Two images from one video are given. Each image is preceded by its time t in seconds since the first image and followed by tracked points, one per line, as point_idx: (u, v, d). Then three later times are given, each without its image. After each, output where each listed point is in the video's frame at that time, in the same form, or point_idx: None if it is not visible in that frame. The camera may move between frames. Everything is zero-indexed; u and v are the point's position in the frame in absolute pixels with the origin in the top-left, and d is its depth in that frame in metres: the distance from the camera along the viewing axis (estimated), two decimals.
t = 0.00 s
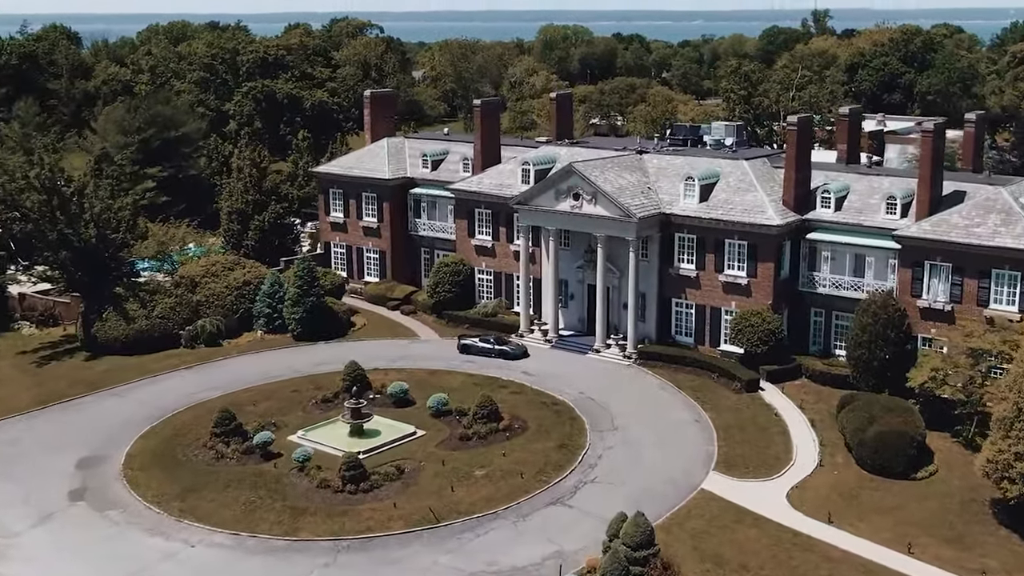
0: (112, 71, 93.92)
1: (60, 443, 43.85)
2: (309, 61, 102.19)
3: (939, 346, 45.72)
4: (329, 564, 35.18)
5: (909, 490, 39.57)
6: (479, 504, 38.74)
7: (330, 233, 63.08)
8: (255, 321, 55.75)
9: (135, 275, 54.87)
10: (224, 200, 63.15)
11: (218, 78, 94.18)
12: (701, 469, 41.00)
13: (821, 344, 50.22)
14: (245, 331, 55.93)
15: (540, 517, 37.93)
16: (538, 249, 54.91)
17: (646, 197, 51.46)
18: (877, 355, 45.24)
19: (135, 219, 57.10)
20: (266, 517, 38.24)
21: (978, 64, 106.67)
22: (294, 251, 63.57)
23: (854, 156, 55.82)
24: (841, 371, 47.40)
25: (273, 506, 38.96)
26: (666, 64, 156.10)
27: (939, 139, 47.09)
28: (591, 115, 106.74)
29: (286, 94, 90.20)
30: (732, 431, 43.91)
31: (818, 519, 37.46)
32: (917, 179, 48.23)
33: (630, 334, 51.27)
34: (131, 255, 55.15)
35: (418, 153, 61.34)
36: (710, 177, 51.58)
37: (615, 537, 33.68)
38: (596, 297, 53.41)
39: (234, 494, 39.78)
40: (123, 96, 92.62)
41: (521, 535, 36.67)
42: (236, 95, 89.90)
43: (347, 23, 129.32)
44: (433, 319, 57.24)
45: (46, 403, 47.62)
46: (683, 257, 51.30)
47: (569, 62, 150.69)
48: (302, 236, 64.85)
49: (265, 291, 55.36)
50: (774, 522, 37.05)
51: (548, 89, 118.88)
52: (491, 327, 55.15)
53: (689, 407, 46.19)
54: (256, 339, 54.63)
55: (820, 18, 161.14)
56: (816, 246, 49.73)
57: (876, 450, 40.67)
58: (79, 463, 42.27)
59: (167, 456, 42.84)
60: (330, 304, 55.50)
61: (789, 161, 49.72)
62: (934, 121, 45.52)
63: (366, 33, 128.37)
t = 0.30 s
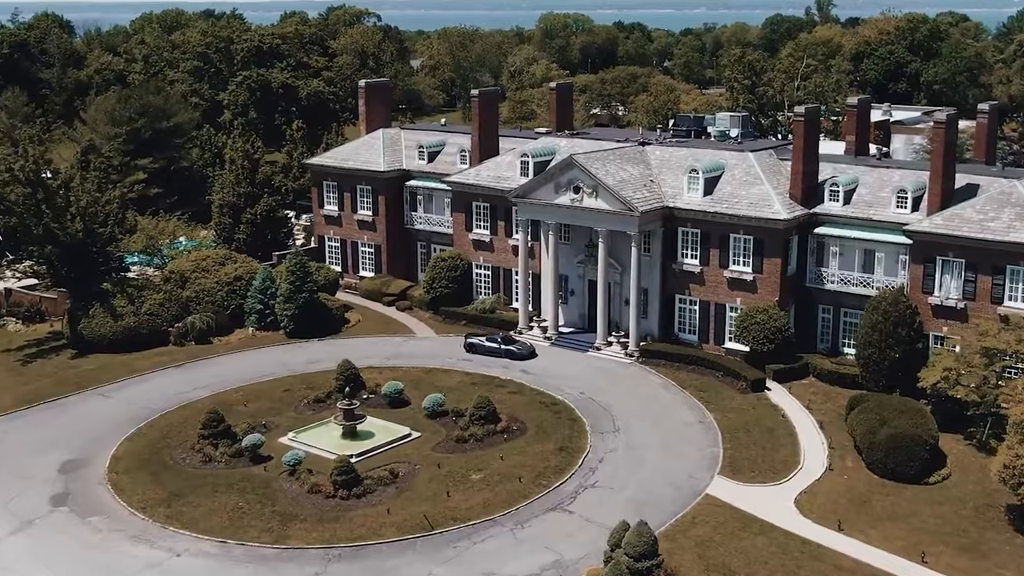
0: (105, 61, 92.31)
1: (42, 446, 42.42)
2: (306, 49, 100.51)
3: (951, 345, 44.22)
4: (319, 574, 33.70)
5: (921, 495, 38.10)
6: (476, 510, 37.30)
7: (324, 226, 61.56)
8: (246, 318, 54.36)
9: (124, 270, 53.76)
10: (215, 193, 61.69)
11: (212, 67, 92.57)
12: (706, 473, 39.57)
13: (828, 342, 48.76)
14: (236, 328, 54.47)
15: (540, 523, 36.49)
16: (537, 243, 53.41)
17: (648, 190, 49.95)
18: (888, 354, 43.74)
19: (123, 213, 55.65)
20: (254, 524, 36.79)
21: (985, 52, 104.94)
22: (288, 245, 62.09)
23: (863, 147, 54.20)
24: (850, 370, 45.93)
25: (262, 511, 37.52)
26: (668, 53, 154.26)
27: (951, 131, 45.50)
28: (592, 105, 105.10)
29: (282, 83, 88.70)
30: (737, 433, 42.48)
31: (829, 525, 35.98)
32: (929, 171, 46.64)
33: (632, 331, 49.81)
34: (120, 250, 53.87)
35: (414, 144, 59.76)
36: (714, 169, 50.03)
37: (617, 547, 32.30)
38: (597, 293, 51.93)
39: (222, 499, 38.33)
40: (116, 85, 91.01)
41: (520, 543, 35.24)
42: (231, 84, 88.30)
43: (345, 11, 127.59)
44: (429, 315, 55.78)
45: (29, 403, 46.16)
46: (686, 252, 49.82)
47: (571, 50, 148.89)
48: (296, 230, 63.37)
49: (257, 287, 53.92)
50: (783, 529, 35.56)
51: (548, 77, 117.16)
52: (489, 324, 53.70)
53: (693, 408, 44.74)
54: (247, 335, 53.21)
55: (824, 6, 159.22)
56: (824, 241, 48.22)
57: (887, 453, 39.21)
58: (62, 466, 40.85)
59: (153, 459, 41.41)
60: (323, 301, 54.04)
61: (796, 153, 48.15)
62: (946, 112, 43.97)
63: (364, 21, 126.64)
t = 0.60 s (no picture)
0: (98, 49, 90.60)
1: (23, 449, 40.98)
2: (301, 38, 98.78)
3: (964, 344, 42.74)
4: None
5: (934, 502, 36.68)
6: (472, 518, 35.87)
7: (318, 220, 60.04)
8: (237, 315, 52.93)
9: (113, 264, 52.31)
10: (205, 186, 60.18)
11: (206, 57, 90.92)
12: (710, 478, 38.16)
13: (836, 341, 47.31)
14: (227, 325, 53.04)
15: (539, 531, 35.06)
16: (536, 238, 51.91)
17: (651, 183, 48.42)
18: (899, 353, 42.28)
19: (111, 207, 54.17)
20: (241, 532, 35.36)
21: (992, 41, 103.17)
22: (280, 240, 60.60)
23: (872, 139, 52.61)
24: (859, 370, 44.49)
25: (249, 519, 36.10)
26: (669, 42, 152.30)
27: (965, 122, 43.91)
28: (593, 94, 103.39)
29: (276, 73, 87.07)
30: (743, 436, 41.06)
31: (839, 533, 34.55)
32: (941, 165, 45.09)
33: (634, 329, 48.36)
34: (108, 245, 52.40)
35: (410, 136, 58.20)
36: (719, 162, 48.49)
37: (619, 559, 30.87)
38: (597, 290, 50.46)
39: (208, 506, 36.91)
40: (108, 75, 89.32)
41: (517, 553, 33.83)
42: (224, 74, 86.68)
43: None
44: (425, 312, 54.33)
45: (12, 404, 44.70)
46: (690, 248, 48.33)
47: (571, 39, 147.05)
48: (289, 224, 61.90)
49: (248, 283, 52.47)
50: (792, 538, 34.10)
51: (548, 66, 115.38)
52: (487, 321, 52.25)
53: (697, 409, 43.33)
54: (238, 333, 51.80)
55: None
56: (833, 236, 46.72)
57: (899, 458, 37.77)
58: (43, 471, 39.39)
59: (138, 463, 39.98)
60: (316, 298, 52.60)
61: (804, 145, 46.61)
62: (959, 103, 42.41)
63: (361, 10, 124.83)
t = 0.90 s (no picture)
0: (90, 38, 88.90)
1: (4, 453, 39.47)
2: (297, 27, 97.06)
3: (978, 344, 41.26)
4: None
5: (948, 509, 35.23)
6: (468, 526, 34.41)
7: (311, 214, 58.52)
8: (227, 312, 51.48)
9: (100, 260, 50.78)
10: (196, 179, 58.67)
11: (199, 45, 89.36)
12: (715, 484, 36.75)
13: (845, 340, 45.86)
14: (217, 323, 51.58)
15: (537, 540, 33.62)
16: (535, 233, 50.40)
17: (653, 177, 46.90)
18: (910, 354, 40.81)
19: (98, 200, 52.66)
20: (228, 542, 33.73)
21: (999, 30, 101.42)
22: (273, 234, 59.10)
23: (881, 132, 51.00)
24: (869, 371, 43.05)
25: (236, 527, 34.62)
26: (671, 31, 150.37)
27: (978, 114, 42.31)
28: (593, 84, 101.67)
29: (271, 62, 85.48)
30: (749, 440, 39.64)
31: (851, 543, 33.10)
32: (954, 158, 43.48)
33: (636, 328, 46.90)
34: (95, 240, 50.89)
35: (406, 127, 56.63)
36: (724, 155, 46.96)
37: (621, 571, 29.41)
38: (598, 287, 48.99)
39: (193, 513, 35.44)
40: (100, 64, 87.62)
41: (515, 563, 32.38)
42: (218, 63, 85.10)
43: None
44: (421, 309, 52.87)
45: None
46: (693, 243, 46.85)
47: (571, 27, 145.11)
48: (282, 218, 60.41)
49: (238, 280, 51.01)
50: (801, 549, 32.65)
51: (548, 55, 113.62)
52: (485, 319, 50.79)
53: (701, 412, 41.91)
54: (228, 331, 50.36)
55: None
56: (841, 232, 45.22)
57: (911, 464, 36.32)
58: (24, 476, 37.89)
59: (123, 468, 38.52)
60: (309, 294, 51.16)
61: (812, 137, 45.05)
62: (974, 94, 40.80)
63: None
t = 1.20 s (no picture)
0: (80, 25, 87.01)
1: None
2: (292, 14, 95.17)
3: (994, 345, 39.57)
4: None
5: (966, 520, 33.60)
6: (464, 538, 32.78)
7: (303, 207, 56.77)
8: (215, 309, 49.86)
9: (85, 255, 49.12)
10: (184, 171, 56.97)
11: (192, 33, 87.89)
12: (721, 493, 35.15)
13: (855, 340, 44.20)
14: (205, 320, 49.95)
15: (536, 554, 31.99)
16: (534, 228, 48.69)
17: (656, 170, 45.15)
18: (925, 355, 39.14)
19: (82, 194, 51.00)
20: (211, 555, 32.08)
21: (1008, 16, 99.43)
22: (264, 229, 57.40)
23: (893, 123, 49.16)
24: (881, 373, 41.39)
25: (219, 538, 32.98)
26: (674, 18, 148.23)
27: (996, 105, 40.51)
28: (594, 72, 99.76)
29: (265, 50, 83.74)
30: (756, 446, 38.02)
31: (865, 557, 31.46)
32: (969, 151, 41.71)
33: (638, 326, 45.24)
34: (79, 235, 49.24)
35: (401, 118, 54.85)
36: (730, 147, 45.19)
37: None
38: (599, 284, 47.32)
39: (175, 524, 33.79)
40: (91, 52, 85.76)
41: None
42: (211, 51, 83.43)
43: None
44: (416, 307, 51.20)
45: None
46: (698, 239, 45.16)
47: (571, 14, 143.00)
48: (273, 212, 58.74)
49: (227, 276, 49.38)
50: (814, 563, 31.00)
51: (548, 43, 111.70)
52: (482, 317, 49.13)
53: (706, 415, 40.28)
54: (216, 330, 48.76)
55: None
56: (851, 227, 43.49)
57: (927, 472, 34.69)
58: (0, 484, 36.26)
59: (103, 476, 36.90)
60: (300, 292, 49.52)
61: (821, 129, 43.28)
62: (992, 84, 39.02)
63: None
